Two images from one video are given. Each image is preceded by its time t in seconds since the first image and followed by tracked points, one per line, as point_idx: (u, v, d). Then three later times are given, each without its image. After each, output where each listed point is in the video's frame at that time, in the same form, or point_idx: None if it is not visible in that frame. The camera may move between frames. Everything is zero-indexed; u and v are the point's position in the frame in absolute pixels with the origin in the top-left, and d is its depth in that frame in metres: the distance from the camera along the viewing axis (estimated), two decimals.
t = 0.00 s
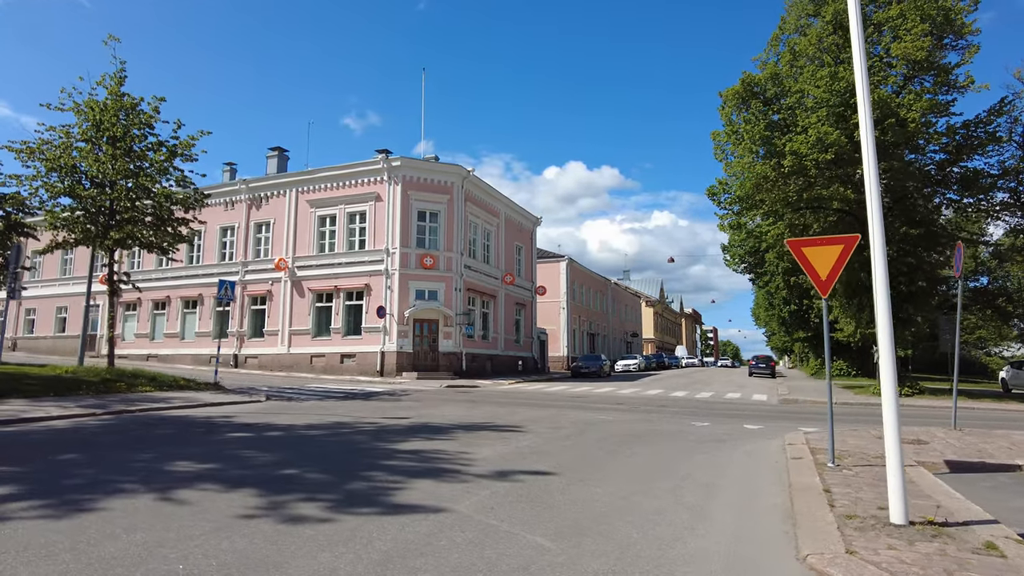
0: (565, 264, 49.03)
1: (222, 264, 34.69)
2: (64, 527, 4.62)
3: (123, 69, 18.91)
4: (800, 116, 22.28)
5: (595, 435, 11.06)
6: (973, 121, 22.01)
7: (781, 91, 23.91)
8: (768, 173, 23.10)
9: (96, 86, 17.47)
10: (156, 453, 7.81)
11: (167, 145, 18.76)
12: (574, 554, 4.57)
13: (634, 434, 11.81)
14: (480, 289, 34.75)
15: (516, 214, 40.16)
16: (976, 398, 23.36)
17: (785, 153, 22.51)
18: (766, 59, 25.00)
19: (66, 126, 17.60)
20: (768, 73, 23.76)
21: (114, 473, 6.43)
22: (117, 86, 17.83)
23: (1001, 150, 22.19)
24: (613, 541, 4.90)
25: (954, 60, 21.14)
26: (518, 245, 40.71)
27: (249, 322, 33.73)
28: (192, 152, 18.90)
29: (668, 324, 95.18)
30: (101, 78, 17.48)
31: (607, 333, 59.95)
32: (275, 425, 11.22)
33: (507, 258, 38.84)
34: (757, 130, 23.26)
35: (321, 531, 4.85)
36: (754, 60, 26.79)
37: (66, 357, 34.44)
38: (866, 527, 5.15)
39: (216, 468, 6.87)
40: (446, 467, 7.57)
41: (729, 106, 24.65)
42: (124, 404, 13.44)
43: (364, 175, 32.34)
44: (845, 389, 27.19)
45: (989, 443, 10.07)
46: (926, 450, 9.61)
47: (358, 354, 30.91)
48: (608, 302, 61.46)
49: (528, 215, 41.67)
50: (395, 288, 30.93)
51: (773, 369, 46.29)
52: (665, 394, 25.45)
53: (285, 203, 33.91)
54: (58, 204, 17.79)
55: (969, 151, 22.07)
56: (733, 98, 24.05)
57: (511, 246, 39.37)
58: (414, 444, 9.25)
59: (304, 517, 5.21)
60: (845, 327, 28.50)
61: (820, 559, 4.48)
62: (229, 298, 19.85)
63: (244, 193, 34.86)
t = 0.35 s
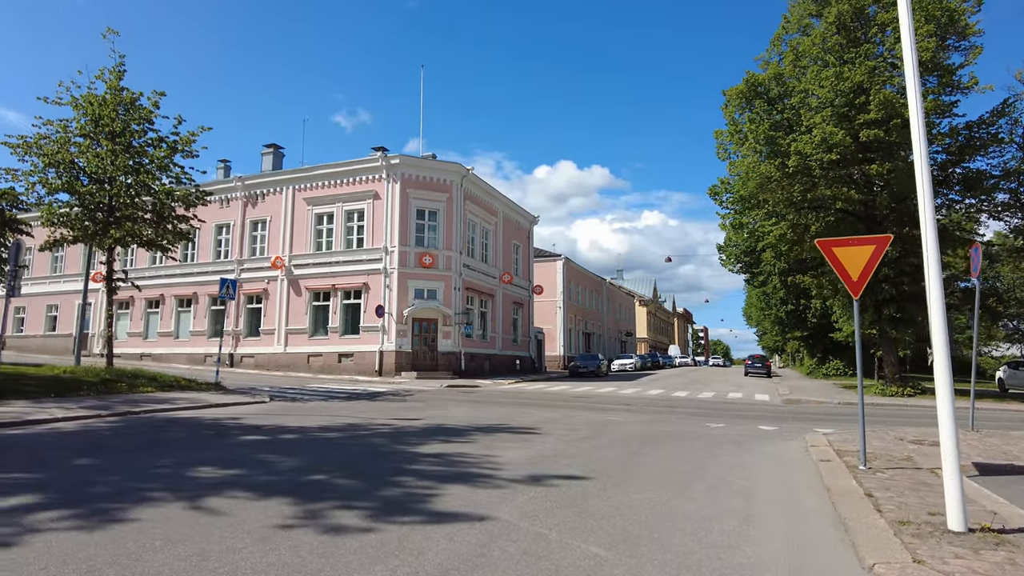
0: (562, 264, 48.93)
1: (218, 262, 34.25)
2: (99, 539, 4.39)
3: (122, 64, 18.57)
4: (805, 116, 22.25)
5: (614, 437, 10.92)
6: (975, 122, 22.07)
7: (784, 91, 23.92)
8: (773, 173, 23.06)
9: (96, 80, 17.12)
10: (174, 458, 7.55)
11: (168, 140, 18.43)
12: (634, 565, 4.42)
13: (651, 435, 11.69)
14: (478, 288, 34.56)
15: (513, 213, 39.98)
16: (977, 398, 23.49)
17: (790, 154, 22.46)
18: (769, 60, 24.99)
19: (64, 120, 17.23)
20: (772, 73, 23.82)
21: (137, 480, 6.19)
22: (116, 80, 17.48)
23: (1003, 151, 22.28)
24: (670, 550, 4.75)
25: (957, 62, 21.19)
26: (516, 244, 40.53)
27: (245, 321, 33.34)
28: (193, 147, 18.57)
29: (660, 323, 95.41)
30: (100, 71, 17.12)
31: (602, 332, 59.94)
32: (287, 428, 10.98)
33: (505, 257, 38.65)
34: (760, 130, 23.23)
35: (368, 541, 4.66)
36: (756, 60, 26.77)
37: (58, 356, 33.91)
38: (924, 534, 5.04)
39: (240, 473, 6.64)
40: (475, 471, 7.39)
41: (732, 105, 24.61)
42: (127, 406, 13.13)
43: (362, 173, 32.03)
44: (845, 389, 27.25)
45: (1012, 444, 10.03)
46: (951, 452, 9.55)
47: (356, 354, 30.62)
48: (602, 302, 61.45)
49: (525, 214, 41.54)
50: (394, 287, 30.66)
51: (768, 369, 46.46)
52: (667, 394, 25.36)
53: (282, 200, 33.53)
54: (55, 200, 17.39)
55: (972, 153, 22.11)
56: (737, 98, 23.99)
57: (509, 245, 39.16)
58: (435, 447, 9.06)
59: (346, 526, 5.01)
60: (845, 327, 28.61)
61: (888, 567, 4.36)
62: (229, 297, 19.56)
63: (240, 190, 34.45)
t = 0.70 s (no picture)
0: (561, 264, 48.86)
1: (217, 261, 33.94)
2: (153, 545, 4.25)
3: (127, 59, 18.32)
4: (812, 117, 22.25)
5: (637, 438, 10.83)
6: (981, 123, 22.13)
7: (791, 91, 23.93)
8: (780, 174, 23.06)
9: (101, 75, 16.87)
10: (202, 459, 7.41)
11: (174, 137, 18.20)
12: (703, 569, 4.34)
13: (672, 436, 11.63)
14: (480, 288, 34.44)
15: (514, 212, 39.88)
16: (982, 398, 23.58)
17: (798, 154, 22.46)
18: (775, 60, 25.03)
19: (69, 116, 16.99)
20: (778, 72, 23.74)
21: (172, 483, 6.04)
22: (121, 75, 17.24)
23: (1008, 153, 22.34)
24: (735, 555, 4.67)
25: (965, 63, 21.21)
26: (517, 243, 40.43)
27: (245, 321, 33.05)
28: (200, 143, 18.34)
29: (656, 323, 95.53)
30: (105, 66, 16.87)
31: (600, 332, 59.91)
32: (305, 429, 10.82)
33: (506, 257, 38.54)
34: (767, 131, 23.25)
35: (427, 547, 4.54)
36: (761, 60, 26.78)
37: (55, 355, 33.51)
38: (985, 537, 5.00)
39: (275, 477, 6.49)
40: (510, 473, 7.29)
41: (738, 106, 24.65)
42: (138, 407, 12.93)
43: (365, 171, 31.84)
44: (850, 389, 27.31)
45: None
46: (979, 453, 9.53)
47: (358, 354, 30.42)
48: (600, 302, 61.45)
49: (526, 213, 41.46)
50: (397, 287, 30.49)
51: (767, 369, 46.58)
52: (672, 394, 25.33)
53: (283, 199, 33.27)
54: (60, 197, 17.16)
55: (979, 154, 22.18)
56: (743, 98, 24.00)
57: (510, 245, 39.04)
58: (462, 448, 8.95)
59: (399, 530, 4.90)
60: (847, 327, 28.71)
61: (961, 571, 4.30)
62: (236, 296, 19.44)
63: (240, 188, 34.18)
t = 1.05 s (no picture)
0: (556, 266, 48.84)
1: (212, 263, 33.55)
2: (202, 561, 4.10)
3: (127, 59, 18.04)
4: (814, 121, 22.36)
5: (655, 444, 10.76)
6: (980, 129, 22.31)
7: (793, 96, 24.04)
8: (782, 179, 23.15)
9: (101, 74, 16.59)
10: (225, 468, 7.23)
11: (176, 137, 17.94)
12: None
13: (688, 441, 11.56)
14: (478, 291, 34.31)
15: (511, 215, 39.76)
16: (980, 401, 23.74)
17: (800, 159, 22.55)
18: (775, 65, 25.16)
19: (69, 116, 16.70)
20: (779, 78, 23.53)
21: (202, 493, 5.87)
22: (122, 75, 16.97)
23: (1007, 158, 22.55)
24: (794, 567, 4.60)
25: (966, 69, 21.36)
26: (513, 247, 40.32)
27: (240, 324, 32.65)
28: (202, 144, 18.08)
29: (648, 326, 95.78)
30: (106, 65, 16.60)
31: (594, 335, 59.97)
32: (319, 435, 10.65)
33: (504, 260, 38.43)
34: (769, 136, 23.33)
35: (482, 561, 4.42)
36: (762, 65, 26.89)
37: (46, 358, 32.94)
38: None
39: (307, 486, 6.34)
40: (542, 481, 7.18)
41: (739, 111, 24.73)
42: (143, 412, 12.70)
43: (363, 173, 31.62)
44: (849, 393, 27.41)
45: None
46: (1000, 458, 9.54)
47: (356, 357, 30.17)
48: (594, 304, 61.48)
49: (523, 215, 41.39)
50: (396, 289, 30.28)
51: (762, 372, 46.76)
52: (673, 398, 25.33)
53: (280, 201, 32.98)
54: (60, 199, 16.86)
55: (977, 160, 22.37)
56: (745, 102, 24.10)
57: (507, 248, 38.92)
58: (485, 454, 8.82)
59: (449, 543, 4.78)
60: (846, 331, 28.86)
61: None
62: (236, 299, 19.16)
63: (236, 190, 33.84)
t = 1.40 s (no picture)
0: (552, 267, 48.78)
1: (208, 263, 33.16)
2: None
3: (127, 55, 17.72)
4: (817, 123, 22.40)
5: (675, 448, 10.66)
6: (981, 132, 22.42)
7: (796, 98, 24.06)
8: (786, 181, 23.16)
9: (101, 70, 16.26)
10: (250, 475, 7.03)
11: (178, 135, 17.64)
12: None
13: (705, 444, 11.47)
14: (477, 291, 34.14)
15: (509, 215, 39.62)
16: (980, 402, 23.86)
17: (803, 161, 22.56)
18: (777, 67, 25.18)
19: (68, 114, 16.37)
20: (782, 78, 23.85)
21: (233, 501, 5.67)
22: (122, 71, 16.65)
23: (1007, 161, 22.68)
24: None
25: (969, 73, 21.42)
26: (510, 247, 40.18)
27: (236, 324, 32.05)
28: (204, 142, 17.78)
29: (641, 326, 95.91)
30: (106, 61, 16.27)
31: (589, 336, 59.99)
32: (333, 439, 10.45)
33: (501, 260, 38.28)
34: (773, 137, 23.33)
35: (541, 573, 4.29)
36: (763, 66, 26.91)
37: (36, 359, 32.36)
38: None
39: (339, 494, 6.17)
40: (575, 487, 7.04)
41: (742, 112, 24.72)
42: (149, 415, 12.43)
43: (361, 173, 31.35)
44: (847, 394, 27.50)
45: None
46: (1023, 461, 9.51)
47: (354, 358, 29.91)
48: (589, 305, 61.45)
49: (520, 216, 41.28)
50: (395, 290, 30.05)
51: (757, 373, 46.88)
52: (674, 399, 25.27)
53: (276, 200, 32.63)
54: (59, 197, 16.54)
55: (979, 163, 22.47)
56: (747, 104, 24.10)
57: (504, 249, 38.78)
58: (509, 459, 8.68)
59: (502, 555, 4.63)
60: (845, 332, 28.95)
61: None
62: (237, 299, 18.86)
63: (232, 189, 33.46)
